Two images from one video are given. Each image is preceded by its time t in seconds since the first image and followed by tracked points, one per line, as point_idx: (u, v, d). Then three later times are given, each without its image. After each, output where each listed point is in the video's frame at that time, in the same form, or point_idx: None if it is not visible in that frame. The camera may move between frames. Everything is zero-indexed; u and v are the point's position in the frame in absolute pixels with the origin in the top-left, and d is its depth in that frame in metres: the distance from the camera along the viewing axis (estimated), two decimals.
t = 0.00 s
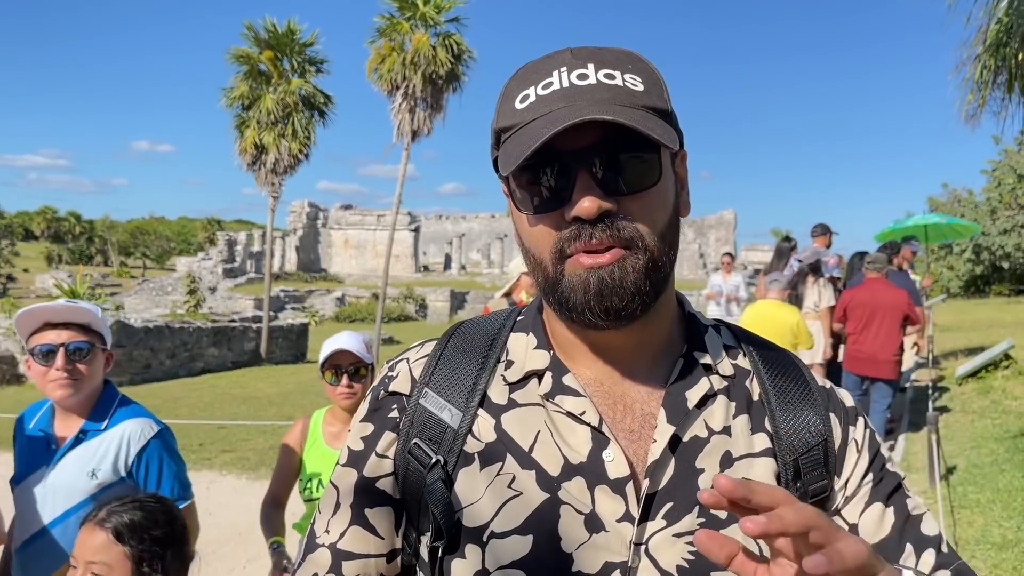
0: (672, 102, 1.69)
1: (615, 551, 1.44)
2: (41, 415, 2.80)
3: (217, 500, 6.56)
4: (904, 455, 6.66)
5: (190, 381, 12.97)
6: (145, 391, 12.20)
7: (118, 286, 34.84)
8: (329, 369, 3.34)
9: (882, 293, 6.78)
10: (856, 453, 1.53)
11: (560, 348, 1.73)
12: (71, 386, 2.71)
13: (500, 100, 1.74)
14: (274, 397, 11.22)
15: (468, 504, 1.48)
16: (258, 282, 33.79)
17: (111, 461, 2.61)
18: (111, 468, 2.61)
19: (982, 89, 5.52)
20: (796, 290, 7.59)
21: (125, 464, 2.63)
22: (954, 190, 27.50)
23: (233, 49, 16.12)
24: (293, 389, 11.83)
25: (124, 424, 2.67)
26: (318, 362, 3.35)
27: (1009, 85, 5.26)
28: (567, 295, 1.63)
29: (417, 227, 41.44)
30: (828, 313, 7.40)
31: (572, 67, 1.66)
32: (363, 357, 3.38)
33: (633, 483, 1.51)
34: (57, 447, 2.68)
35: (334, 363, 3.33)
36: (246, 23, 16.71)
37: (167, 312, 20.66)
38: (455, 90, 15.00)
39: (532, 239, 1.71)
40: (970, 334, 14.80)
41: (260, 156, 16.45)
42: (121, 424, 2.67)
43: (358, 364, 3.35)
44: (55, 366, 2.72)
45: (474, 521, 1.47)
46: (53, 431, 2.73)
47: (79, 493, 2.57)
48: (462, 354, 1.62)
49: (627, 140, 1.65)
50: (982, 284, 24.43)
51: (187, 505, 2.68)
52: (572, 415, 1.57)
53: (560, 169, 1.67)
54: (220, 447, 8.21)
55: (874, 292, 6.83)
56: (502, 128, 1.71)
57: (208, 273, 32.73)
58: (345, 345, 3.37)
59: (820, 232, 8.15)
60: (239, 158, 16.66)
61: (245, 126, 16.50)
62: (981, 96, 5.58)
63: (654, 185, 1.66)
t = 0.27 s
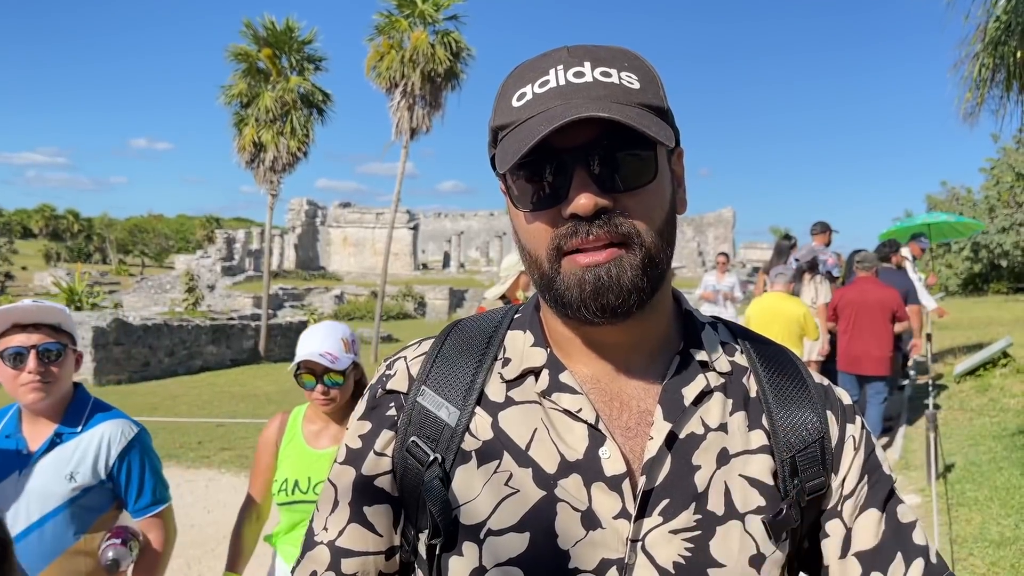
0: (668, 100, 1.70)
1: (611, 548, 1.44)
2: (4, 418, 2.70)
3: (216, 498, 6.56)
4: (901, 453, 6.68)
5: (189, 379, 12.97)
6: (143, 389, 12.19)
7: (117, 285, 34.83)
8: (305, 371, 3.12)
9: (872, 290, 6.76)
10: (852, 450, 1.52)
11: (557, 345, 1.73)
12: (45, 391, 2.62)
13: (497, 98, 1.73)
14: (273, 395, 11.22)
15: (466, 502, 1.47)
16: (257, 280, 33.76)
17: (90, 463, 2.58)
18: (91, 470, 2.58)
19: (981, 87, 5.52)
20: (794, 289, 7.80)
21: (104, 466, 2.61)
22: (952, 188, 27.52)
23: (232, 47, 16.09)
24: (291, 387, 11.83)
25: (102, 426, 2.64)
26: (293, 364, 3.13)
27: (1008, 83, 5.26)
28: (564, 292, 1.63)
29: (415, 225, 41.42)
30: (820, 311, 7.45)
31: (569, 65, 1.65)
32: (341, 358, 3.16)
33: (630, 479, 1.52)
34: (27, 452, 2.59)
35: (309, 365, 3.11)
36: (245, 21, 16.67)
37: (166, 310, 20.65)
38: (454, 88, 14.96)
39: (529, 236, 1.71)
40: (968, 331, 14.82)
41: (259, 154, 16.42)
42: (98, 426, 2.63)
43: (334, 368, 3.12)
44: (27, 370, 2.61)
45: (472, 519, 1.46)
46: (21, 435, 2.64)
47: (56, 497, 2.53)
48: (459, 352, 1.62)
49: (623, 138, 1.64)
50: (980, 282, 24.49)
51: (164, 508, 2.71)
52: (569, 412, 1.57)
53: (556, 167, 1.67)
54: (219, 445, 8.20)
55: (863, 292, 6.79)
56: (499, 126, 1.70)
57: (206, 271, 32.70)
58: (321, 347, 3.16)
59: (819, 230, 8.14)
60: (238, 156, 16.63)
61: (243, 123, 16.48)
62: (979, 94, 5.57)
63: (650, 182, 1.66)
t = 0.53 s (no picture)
0: (665, 96, 1.70)
1: (610, 551, 1.44)
2: None
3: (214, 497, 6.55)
4: (899, 452, 6.68)
5: (187, 378, 12.94)
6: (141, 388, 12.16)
7: (116, 284, 34.79)
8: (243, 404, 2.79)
9: (864, 288, 6.76)
10: (848, 458, 1.54)
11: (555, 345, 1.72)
12: None
13: (494, 95, 1.73)
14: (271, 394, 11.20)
15: (465, 504, 1.46)
16: (255, 279, 33.71)
17: (35, 475, 2.46)
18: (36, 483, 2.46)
19: (980, 86, 5.52)
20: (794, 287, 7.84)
21: (51, 478, 2.49)
22: (950, 186, 27.53)
23: (230, 46, 16.04)
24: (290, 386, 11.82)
25: (50, 436, 2.51)
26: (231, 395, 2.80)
27: (1007, 83, 5.26)
28: (560, 283, 1.61)
29: (414, 224, 41.39)
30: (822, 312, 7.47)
31: (565, 60, 1.65)
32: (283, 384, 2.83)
33: (629, 481, 1.51)
34: None
35: (247, 397, 2.78)
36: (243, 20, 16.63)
37: (164, 309, 20.62)
38: (453, 87, 14.93)
39: (525, 230, 1.70)
40: (966, 330, 14.84)
41: (257, 153, 16.39)
42: (46, 436, 2.51)
43: (274, 400, 2.79)
44: None
45: (471, 520, 1.45)
46: None
47: None
48: (458, 352, 1.61)
49: (620, 132, 1.65)
50: (978, 281, 24.54)
51: (117, 522, 2.57)
52: (567, 414, 1.57)
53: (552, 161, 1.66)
54: (217, 445, 8.18)
55: (856, 288, 6.80)
56: (497, 122, 1.70)
57: (205, 270, 32.65)
58: (258, 375, 2.82)
59: (819, 230, 8.12)
60: (236, 155, 16.59)
61: (242, 123, 16.44)
62: (978, 93, 5.57)
63: (647, 174, 1.65)
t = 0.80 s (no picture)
0: (663, 92, 1.68)
1: (614, 556, 1.43)
2: None
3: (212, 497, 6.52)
4: (898, 451, 6.67)
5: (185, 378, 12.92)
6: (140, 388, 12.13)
7: (114, 284, 34.75)
8: (147, 406, 2.55)
9: (865, 288, 6.70)
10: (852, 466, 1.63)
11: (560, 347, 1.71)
12: None
13: (488, 97, 1.70)
14: (269, 394, 11.18)
15: (466, 507, 1.44)
16: (254, 279, 33.66)
17: None
18: None
19: (979, 85, 5.53)
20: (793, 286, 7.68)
21: None
22: (949, 187, 27.56)
23: (228, 45, 16.03)
24: (288, 386, 11.79)
25: None
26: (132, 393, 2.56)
27: (1005, 82, 5.26)
28: (564, 293, 1.60)
29: (413, 223, 41.37)
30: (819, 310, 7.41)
31: (559, 62, 1.62)
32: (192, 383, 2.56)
33: (635, 486, 1.50)
34: None
35: (150, 399, 2.54)
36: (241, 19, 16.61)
37: (162, 309, 20.57)
38: (451, 86, 14.92)
39: (526, 237, 1.68)
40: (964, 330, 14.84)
41: (256, 153, 16.36)
42: None
43: (181, 398, 2.52)
44: None
45: (472, 525, 1.43)
46: None
47: None
48: (459, 354, 1.59)
49: (618, 133, 1.62)
50: (976, 280, 24.59)
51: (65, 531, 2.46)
52: (572, 416, 1.55)
53: (548, 165, 1.64)
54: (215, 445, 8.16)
55: (858, 286, 6.75)
56: (491, 127, 1.67)
57: (203, 270, 32.62)
58: (163, 370, 2.55)
59: (818, 229, 8.13)
60: (234, 155, 16.57)
61: (240, 122, 16.42)
62: (977, 93, 5.57)
63: (646, 174, 1.64)
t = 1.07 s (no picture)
0: (669, 97, 1.67)
1: (623, 557, 1.42)
2: None
3: (210, 497, 6.51)
4: (896, 451, 6.68)
5: (183, 378, 12.91)
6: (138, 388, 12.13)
7: (112, 284, 34.72)
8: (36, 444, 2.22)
9: (872, 288, 6.74)
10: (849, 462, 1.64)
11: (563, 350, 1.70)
12: None
13: (492, 99, 1.69)
14: (267, 394, 11.17)
15: (473, 511, 1.43)
16: (251, 279, 33.62)
17: None
18: None
19: (977, 85, 5.51)
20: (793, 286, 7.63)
21: None
22: (947, 186, 27.58)
23: (226, 45, 15.99)
24: (286, 386, 11.78)
25: None
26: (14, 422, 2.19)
27: (1003, 82, 5.24)
28: (566, 300, 1.60)
29: (411, 223, 41.33)
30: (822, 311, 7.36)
31: (565, 65, 1.61)
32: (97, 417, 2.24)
33: (643, 488, 1.49)
34: None
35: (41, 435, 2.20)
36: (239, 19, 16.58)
37: (160, 309, 20.54)
38: (449, 86, 14.90)
39: (529, 243, 1.67)
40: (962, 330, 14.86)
41: (253, 153, 16.35)
42: None
43: (84, 430, 2.22)
44: None
45: (479, 529, 1.42)
46: None
47: None
48: (460, 356, 1.58)
49: (624, 140, 1.62)
50: (973, 280, 24.63)
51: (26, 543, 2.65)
52: (578, 417, 1.54)
53: (552, 171, 1.63)
54: (213, 445, 8.15)
55: (864, 285, 6.81)
56: (496, 130, 1.66)
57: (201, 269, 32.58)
58: (60, 395, 2.20)
59: (816, 228, 8.13)
60: (232, 155, 16.54)
61: (238, 122, 16.40)
62: (975, 92, 5.57)
63: (651, 184, 1.64)
